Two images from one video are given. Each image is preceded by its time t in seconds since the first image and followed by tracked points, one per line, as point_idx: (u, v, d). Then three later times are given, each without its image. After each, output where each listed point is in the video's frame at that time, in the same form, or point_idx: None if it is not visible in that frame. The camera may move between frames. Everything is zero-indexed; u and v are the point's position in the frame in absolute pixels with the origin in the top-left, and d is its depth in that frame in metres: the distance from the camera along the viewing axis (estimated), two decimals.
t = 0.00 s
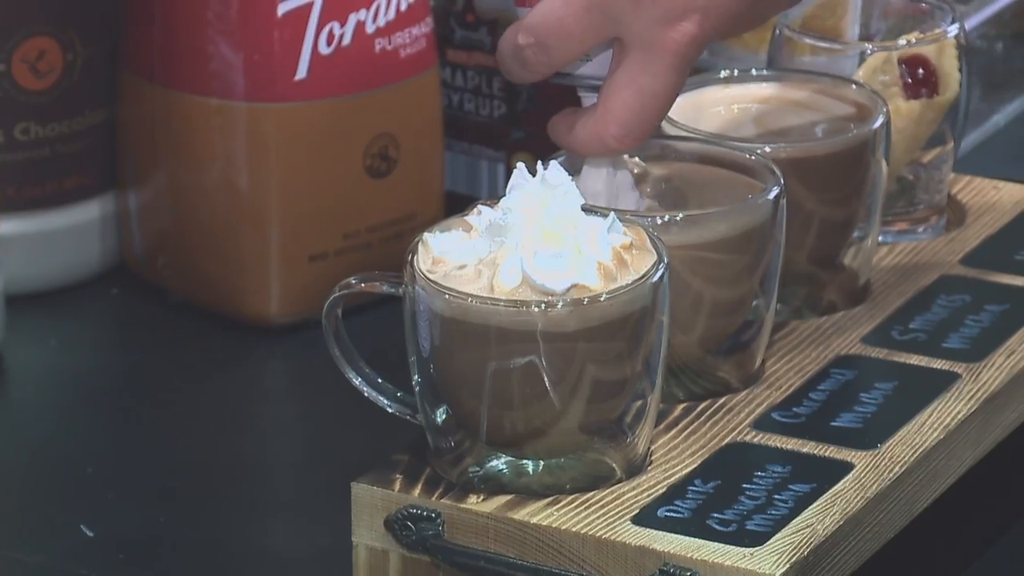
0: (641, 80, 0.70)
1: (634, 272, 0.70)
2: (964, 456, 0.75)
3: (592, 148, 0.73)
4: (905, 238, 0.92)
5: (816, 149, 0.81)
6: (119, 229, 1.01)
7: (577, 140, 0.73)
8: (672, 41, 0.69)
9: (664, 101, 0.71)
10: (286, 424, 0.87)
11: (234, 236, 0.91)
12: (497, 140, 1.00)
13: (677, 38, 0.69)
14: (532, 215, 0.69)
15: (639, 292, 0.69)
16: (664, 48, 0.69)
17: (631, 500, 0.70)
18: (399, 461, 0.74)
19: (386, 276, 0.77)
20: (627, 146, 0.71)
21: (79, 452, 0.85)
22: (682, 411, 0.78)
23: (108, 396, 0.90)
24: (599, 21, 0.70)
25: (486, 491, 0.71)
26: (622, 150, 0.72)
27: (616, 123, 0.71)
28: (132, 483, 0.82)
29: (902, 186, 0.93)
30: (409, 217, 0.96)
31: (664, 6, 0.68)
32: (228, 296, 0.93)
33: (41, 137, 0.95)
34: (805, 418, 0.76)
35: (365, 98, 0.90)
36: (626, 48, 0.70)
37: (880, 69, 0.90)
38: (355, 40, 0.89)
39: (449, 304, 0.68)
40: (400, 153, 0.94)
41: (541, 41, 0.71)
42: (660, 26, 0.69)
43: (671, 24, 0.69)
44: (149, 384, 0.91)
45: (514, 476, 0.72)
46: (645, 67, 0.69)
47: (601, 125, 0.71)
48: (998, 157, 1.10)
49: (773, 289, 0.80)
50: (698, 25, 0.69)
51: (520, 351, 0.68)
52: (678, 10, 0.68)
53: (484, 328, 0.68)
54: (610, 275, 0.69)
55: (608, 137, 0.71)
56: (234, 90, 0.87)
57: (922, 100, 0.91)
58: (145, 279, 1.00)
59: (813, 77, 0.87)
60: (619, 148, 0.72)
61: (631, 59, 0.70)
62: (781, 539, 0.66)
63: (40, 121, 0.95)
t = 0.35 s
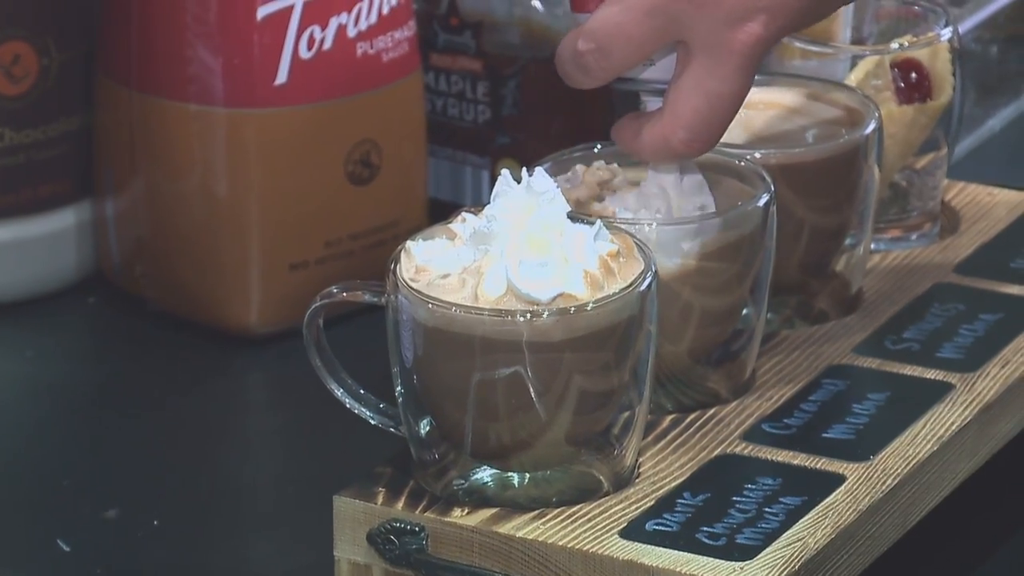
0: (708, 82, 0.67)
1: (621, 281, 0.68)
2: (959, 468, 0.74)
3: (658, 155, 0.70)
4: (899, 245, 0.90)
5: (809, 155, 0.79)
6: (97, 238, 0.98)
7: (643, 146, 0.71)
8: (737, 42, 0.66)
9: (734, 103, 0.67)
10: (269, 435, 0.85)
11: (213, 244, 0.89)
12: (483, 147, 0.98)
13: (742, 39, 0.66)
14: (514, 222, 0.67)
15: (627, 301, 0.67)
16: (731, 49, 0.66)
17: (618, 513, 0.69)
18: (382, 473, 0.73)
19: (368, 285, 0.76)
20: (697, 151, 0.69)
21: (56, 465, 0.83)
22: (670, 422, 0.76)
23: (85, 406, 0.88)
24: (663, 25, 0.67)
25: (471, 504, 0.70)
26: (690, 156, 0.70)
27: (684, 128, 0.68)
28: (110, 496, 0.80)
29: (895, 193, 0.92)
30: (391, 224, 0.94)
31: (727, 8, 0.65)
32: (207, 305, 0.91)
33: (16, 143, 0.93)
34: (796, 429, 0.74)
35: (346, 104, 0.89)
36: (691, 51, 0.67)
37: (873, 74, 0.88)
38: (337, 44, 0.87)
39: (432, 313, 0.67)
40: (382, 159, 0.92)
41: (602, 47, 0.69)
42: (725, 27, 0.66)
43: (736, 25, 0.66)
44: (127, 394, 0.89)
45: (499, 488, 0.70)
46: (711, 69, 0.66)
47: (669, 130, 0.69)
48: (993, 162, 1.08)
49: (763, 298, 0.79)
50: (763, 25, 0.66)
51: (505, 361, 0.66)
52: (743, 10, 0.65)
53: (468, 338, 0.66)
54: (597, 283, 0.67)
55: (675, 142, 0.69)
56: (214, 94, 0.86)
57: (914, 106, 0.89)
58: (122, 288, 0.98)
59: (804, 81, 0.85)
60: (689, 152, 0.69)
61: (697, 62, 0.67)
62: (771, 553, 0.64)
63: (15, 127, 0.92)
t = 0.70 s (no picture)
0: (707, 56, 0.69)
1: (610, 287, 0.67)
2: (955, 477, 0.72)
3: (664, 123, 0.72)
4: (893, 250, 0.89)
5: (801, 157, 0.78)
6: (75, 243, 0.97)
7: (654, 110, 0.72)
8: (736, 16, 0.68)
9: (731, 78, 0.70)
10: (251, 443, 0.83)
11: (194, 250, 0.87)
12: (469, 150, 0.96)
13: (742, 14, 0.68)
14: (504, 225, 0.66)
15: (616, 308, 0.66)
16: (730, 23, 0.68)
17: (607, 523, 0.67)
18: (365, 483, 0.71)
19: (352, 290, 0.75)
20: (698, 122, 0.71)
21: (33, 474, 0.81)
22: (660, 431, 0.74)
23: (63, 414, 0.86)
24: None
25: (457, 515, 0.68)
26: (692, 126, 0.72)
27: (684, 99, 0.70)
28: (88, 506, 0.78)
29: (889, 197, 0.90)
30: (376, 229, 0.92)
31: None
32: (188, 312, 0.89)
33: None
34: (788, 437, 0.73)
35: (329, 106, 0.87)
36: (688, 26, 0.69)
37: (866, 75, 0.87)
38: (320, 46, 0.86)
39: (417, 320, 0.65)
40: (366, 163, 0.90)
41: (605, 17, 0.70)
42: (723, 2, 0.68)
43: None
44: (106, 401, 0.87)
45: (486, 498, 0.68)
46: (710, 43, 0.68)
47: (671, 101, 0.70)
48: (990, 165, 1.07)
49: (755, 304, 0.77)
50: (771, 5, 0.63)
51: (491, 368, 0.65)
52: None
53: (453, 345, 0.65)
54: (586, 289, 0.66)
55: (676, 113, 0.71)
56: (194, 97, 0.84)
57: (909, 107, 0.88)
58: (100, 294, 0.96)
59: (797, 83, 0.83)
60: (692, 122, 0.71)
61: (694, 37, 0.69)
62: (763, 564, 0.63)
63: None
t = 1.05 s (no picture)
0: (604, 70, 0.67)
1: (597, 293, 0.65)
2: (950, 487, 0.71)
3: (552, 134, 0.70)
4: (885, 256, 0.88)
5: (792, 159, 0.76)
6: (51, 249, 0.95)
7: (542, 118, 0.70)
8: (638, 32, 0.66)
9: (626, 94, 0.68)
10: (230, 451, 0.81)
11: (172, 255, 0.86)
12: (454, 153, 0.94)
13: (642, 29, 0.66)
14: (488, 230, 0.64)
15: (602, 314, 0.64)
16: (631, 38, 0.66)
17: (595, 534, 0.66)
18: (347, 494, 0.69)
19: (335, 298, 0.73)
20: (588, 136, 0.69)
21: (7, 484, 0.79)
22: (647, 440, 0.73)
23: (40, 422, 0.84)
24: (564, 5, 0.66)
25: (440, 526, 0.66)
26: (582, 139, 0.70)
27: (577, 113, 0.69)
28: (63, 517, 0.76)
29: (881, 201, 0.89)
30: (357, 233, 0.90)
31: None
32: (165, 319, 0.87)
33: None
34: (778, 446, 0.71)
35: (310, 109, 0.85)
36: (588, 35, 0.67)
37: (858, 77, 0.85)
38: (301, 47, 0.84)
39: (401, 327, 0.63)
40: (347, 167, 0.89)
41: (502, 23, 0.68)
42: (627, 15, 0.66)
43: (637, 14, 0.66)
44: (83, 408, 0.86)
45: (470, 509, 0.67)
46: (610, 56, 0.67)
47: (563, 113, 0.68)
48: (985, 168, 1.05)
49: (745, 310, 0.76)
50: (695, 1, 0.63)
51: (476, 376, 0.63)
52: None
53: (437, 353, 0.63)
54: (572, 295, 0.64)
55: (568, 126, 0.69)
56: (172, 99, 0.82)
57: (902, 109, 0.86)
58: (77, 301, 0.94)
59: (787, 84, 0.82)
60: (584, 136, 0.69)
61: (594, 47, 0.67)
62: None
63: None
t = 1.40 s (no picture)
0: (657, 69, 0.65)
1: (577, 302, 0.63)
2: (938, 500, 0.69)
3: (605, 144, 0.68)
4: (873, 263, 0.87)
5: (776, 164, 0.75)
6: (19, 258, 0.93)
7: (591, 128, 0.68)
8: (691, 27, 0.64)
9: (679, 95, 0.66)
10: (202, 463, 0.79)
11: (144, 264, 0.84)
12: (430, 159, 0.92)
13: (695, 23, 0.64)
14: (466, 238, 0.63)
15: (582, 324, 0.62)
16: (683, 33, 0.64)
17: (576, 548, 0.64)
18: (322, 507, 0.68)
19: (309, 307, 0.71)
20: (642, 141, 0.67)
21: None
22: (629, 452, 0.71)
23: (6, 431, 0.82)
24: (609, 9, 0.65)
25: (418, 540, 0.65)
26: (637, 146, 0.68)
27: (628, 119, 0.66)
28: (30, 528, 0.74)
29: (868, 208, 0.88)
30: (332, 241, 0.89)
31: None
32: (137, 329, 0.85)
33: None
34: (763, 458, 0.70)
35: (284, 115, 0.83)
36: (636, 38, 0.65)
37: (844, 81, 0.84)
38: (275, 52, 0.82)
39: (377, 337, 0.62)
40: (322, 173, 0.87)
41: (546, 29, 0.66)
42: (676, 11, 0.64)
43: (687, 10, 0.64)
44: (50, 417, 0.84)
45: (448, 523, 0.65)
46: (661, 56, 0.65)
47: (615, 119, 0.66)
48: (974, 174, 1.04)
49: (729, 319, 0.74)
50: (718, 11, 0.64)
51: (454, 387, 0.62)
52: None
53: (414, 363, 0.61)
54: (551, 304, 0.62)
55: (620, 133, 0.67)
56: (144, 105, 0.80)
57: (889, 114, 0.84)
58: (45, 310, 0.92)
59: (771, 89, 0.81)
60: (636, 143, 0.67)
61: (643, 49, 0.65)
62: None
63: None
